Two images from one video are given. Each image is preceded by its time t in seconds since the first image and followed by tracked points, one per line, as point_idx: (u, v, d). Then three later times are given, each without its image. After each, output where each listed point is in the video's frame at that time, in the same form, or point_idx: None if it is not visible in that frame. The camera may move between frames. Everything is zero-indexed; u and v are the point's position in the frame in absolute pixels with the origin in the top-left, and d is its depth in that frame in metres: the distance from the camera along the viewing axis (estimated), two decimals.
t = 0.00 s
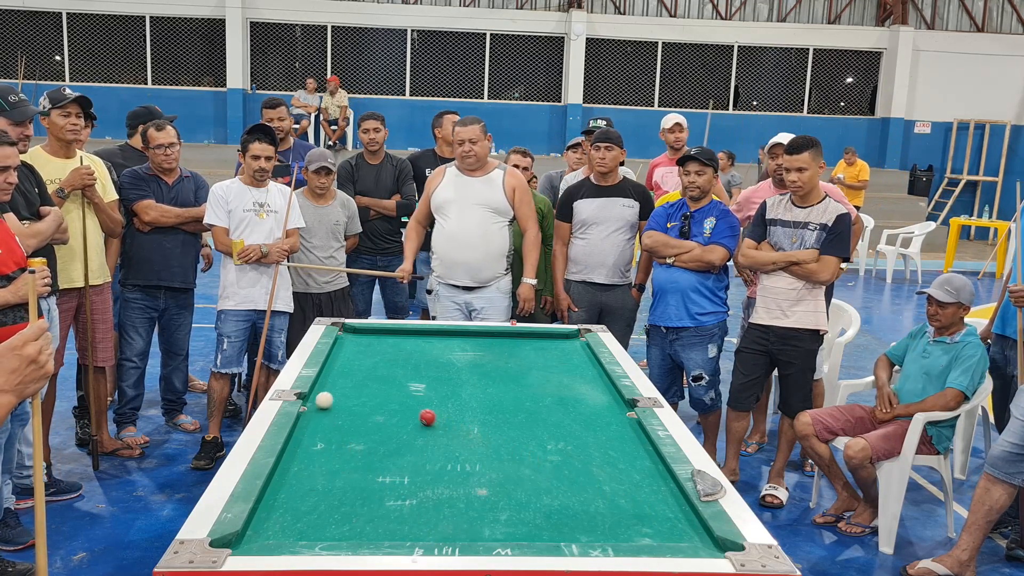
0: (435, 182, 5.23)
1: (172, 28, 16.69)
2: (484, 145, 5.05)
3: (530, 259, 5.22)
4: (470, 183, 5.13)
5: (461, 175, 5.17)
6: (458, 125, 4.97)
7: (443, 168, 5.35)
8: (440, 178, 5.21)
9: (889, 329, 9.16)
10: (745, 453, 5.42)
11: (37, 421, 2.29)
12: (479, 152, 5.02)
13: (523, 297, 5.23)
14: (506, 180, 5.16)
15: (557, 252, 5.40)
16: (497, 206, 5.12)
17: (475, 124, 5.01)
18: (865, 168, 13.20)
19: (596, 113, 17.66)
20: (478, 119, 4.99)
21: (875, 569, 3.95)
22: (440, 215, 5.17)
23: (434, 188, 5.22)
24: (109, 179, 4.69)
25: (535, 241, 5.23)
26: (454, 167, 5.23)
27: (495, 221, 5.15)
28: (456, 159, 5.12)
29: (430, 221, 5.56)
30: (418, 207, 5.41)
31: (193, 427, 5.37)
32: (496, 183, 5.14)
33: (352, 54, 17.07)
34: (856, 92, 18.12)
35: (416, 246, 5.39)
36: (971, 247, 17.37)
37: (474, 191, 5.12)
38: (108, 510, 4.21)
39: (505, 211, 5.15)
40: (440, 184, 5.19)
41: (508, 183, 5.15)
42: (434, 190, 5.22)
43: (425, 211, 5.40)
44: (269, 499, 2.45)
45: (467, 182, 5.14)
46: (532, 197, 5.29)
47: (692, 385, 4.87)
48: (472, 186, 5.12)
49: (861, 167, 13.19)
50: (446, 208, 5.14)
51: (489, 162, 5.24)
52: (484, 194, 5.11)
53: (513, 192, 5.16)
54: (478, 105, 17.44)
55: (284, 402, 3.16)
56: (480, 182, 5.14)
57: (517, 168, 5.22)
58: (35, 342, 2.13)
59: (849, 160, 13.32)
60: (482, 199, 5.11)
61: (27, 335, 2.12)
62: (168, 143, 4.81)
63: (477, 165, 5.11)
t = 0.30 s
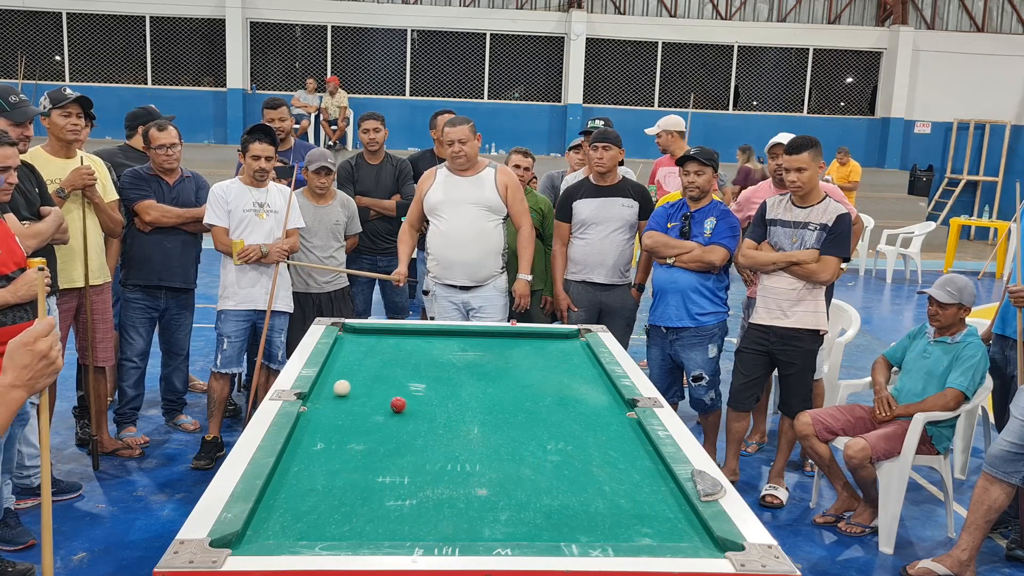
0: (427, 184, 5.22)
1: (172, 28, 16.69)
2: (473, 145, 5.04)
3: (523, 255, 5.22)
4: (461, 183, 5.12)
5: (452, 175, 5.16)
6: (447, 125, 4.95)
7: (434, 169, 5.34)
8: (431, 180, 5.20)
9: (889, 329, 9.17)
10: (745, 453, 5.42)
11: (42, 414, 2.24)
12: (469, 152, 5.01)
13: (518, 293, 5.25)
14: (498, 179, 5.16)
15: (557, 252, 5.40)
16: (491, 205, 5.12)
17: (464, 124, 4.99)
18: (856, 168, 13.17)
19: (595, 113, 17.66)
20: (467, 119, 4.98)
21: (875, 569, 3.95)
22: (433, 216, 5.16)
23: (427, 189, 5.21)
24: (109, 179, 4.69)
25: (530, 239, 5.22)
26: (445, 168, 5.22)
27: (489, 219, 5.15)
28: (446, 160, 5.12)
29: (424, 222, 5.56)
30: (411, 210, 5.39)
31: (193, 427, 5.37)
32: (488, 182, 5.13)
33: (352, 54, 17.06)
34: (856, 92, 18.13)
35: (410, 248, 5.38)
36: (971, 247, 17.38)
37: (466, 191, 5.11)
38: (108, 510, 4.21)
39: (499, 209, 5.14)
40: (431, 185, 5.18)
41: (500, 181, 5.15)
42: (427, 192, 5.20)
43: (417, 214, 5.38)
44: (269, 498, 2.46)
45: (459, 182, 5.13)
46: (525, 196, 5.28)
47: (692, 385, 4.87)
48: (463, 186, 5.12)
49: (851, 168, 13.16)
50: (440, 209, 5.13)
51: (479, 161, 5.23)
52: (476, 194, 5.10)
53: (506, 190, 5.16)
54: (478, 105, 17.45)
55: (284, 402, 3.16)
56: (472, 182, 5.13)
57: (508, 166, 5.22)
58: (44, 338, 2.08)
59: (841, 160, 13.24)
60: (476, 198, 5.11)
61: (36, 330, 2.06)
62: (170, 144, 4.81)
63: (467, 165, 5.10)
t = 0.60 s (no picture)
0: (422, 186, 5.21)
1: (172, 28, 16.69)
2: (467, 145, 5.04)
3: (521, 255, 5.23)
4: (455, 183, 5.12)
5: (447, 175, 5.16)
6: (440, 126, 4.95)
7: (428, 169, 5.33)
8: (426, 181, 5.19)
9: (889, 329, 9.17)
10: (745, 453, 5.42)
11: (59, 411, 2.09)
12: (463, 152, 5.01)
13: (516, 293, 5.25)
14: (492, 178, 5.15)
15: (557, 252, 5.40)
16: (487, 204, 5.12)
17: (458, 124, 4.99)
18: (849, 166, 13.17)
19: (595, 113, 17.65)
20: (460, 119, 4.97)
21: (875, 569, 3.95)
22: (430, 217, 5.16)
23: (422, 190, 5.21)
24: (109, 179, 4.68)
25: (527, 238, 5.23)
26: (440, 169, 5.21)
27: (486, 218, 5.14)
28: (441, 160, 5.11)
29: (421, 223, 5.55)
30: (407, 211, 5.38)
31: (193, 427, 5.37)
32: (483, 182, 5.13)
33: (352, 54, 17.06)
34: (856, 92, 18.13)
35: (407, 251, 5.37)
36: (970, 247, 17.38)
37: (462, 191, 5.11)
38: (108, 510, 4.21)
39: (495, 208, 5.15)
40: (426, 187, 5.17)
41: (496, 179, 5.15)
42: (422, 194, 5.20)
43: (413, 215, 5.37)
44: (269, 498, 2.46)
45: (454, 182, 5.13)
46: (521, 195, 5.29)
47: (692, 385, 4.87)
48: (458, 186, 5.11)
49: (844, 166, 13.14)
50: (437, 209, 5.13)
51: (474, 160, 5.22)
52: (472, 193, 5.10)
53: (501, 188, 5.15)
54: (478, 105, 17.45)
55: (284, 402, 3.16)
56: (467, 181, 5.13)
57: (502, 164, 5.21)
58: (66, 327, 1.94)
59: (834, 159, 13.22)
60: (472, 197, 5.11)
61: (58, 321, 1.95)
62: (170, 144, 4.81)
63: (461, 165, 5.09)
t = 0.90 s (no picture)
0: (420, 187, 5.21)
1: (172, 28, 16.69)
2: (463, 145, 5.04)
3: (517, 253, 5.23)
4: (452, 183, 5.12)
5: (444, 175, 5.16)
6: (436, 126, 4.95)
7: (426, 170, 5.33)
8: (423, 182, 5.19)
9: (889, 329, 9.17)
10: (745, 452, 5.42)
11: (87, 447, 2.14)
12: (459, 152, 5.00)
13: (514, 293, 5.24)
14: (489, 177, 5.16)
15: (558, 253, 5.41)
16: (485, 203, 5.12)
17: (453, 124, 4.99)
18: (838, 167, 12.99)
19: (595, 113, 17.65)
20: (457, 119, 4.97)
21: (875, 569, 3.95)
22: (428, 218, 5.15)
23: (420, 191, 5.20)
24: (109, 179, 4.68)
25: (525, 238, 5.24)
26: (437, 169, 5.21)
27: (484, 217, 5.15)
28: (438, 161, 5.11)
29: (419, 224, 5.54)
30: (405, 212, 5.37)
31: (193, 427, 5.37)
32: (480, 181, 5.13)
33: (352, 54, 17.06)
34: (856, 92, 18.14)
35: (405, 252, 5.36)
36: (970, 247, 17.38)
37: (459, 191, 5.11)
38: (108, 510, 4.21)
39: (493, 207, 5.15)
40: (424, 187, 5.17)
41: (492, 179, 5.16)
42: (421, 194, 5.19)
43: (411, 216, 5.36)
44: (269, 498, 2.46)
45: (452, 182, 5.13)
46: (519, 195, 5.29)
47: (692, 386, 4.87)
48: (455, 186, 5.12)
49: (834, 167, 12.98)
50: (435, 210, 5.13)
51: (470, 160, 5.23)
52: (470, 193, 5.10)
53: (498, 186, 5.16)
54: (478, 105, 17.44)
55: (284, 402, 3.16)
56: (464, 181, 5.13)
57: (498, 163, 5.22)
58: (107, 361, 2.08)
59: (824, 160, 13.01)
60: (470, 196, 5.11)
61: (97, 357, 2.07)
62: (171, 144, 4.81)
63: (458, 165, 5.10)
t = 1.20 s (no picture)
0: (418, 187, 5.20)
1: (172, 28, 16.69)
2: (461, 146, 5.03)
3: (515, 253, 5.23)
4: (450, 183, 5.12)
5: (442, 175, 5.16)
6: (434, 126, 4.93)
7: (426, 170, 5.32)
8: (422, 183, 5.18)
9: (889, 329, 9.16)
10: (745, 452, 5.42)
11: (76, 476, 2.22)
12: (457, 152, 5.00)
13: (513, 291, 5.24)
14: (487, 177, 5.15)
15: (560, 253, 5.41)
16: (483, 202, 5.12)
17: (452, 125, 4.97)
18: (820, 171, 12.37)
19: (595, 113, 17.66)
20: (455, 119, 4.96)
21: (875, 569, 3.95)
22: (427, 219, 5.16)
23: (418, 191, 5.20)
24: (109, 180, 4.68)
25: (524, 237, 5.24)
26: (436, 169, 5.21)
27: (482, 216, 5.14)
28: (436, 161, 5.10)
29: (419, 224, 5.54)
30: (404, 212, 5.36)
31: (193, 427, 5.37)
32: (478, 180, 5.13)
33: (352, 54, 17.06)
34: (856, 92, 18.15)
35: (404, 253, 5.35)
36: (970, 247, 17.38)
37: (457, 191, 5.11)
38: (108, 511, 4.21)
39: (491, 206, 5.14)
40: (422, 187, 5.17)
41: (491, 178, 5.15)
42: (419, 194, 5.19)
43: (410, 216, 5.35)
44: (269, 498, 2.45)
45: (450, 182, 5.13)
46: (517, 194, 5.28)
47: (692, 386, 4.86)
48: (453, 186, 5.11)
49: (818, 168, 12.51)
50: (434, 210, 5.13)
51: (469, 160, 5.22)
52: (467, 193, 5.10)
53: (496, 186, 5.16)
54: (478, 105, 17.45)
55: (284, 402, 3.16)
56: (462, 181, 5.13)
57: (496, 162, 5.22)
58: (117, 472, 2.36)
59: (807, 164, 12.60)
60: (468, 196, 5.10)
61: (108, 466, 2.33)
62: (170, 144, 4.81)
63: (456, 165, 5.09)
